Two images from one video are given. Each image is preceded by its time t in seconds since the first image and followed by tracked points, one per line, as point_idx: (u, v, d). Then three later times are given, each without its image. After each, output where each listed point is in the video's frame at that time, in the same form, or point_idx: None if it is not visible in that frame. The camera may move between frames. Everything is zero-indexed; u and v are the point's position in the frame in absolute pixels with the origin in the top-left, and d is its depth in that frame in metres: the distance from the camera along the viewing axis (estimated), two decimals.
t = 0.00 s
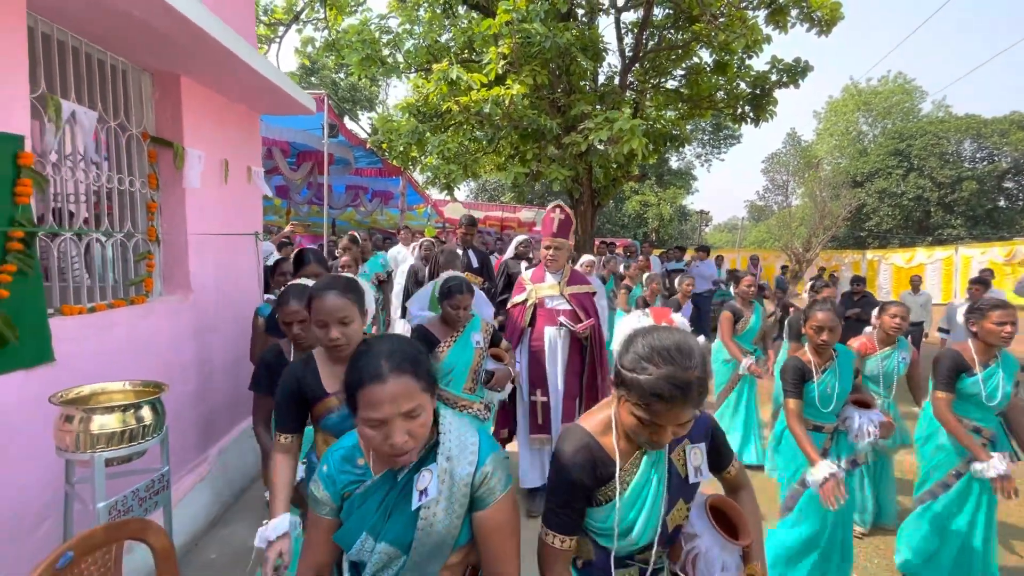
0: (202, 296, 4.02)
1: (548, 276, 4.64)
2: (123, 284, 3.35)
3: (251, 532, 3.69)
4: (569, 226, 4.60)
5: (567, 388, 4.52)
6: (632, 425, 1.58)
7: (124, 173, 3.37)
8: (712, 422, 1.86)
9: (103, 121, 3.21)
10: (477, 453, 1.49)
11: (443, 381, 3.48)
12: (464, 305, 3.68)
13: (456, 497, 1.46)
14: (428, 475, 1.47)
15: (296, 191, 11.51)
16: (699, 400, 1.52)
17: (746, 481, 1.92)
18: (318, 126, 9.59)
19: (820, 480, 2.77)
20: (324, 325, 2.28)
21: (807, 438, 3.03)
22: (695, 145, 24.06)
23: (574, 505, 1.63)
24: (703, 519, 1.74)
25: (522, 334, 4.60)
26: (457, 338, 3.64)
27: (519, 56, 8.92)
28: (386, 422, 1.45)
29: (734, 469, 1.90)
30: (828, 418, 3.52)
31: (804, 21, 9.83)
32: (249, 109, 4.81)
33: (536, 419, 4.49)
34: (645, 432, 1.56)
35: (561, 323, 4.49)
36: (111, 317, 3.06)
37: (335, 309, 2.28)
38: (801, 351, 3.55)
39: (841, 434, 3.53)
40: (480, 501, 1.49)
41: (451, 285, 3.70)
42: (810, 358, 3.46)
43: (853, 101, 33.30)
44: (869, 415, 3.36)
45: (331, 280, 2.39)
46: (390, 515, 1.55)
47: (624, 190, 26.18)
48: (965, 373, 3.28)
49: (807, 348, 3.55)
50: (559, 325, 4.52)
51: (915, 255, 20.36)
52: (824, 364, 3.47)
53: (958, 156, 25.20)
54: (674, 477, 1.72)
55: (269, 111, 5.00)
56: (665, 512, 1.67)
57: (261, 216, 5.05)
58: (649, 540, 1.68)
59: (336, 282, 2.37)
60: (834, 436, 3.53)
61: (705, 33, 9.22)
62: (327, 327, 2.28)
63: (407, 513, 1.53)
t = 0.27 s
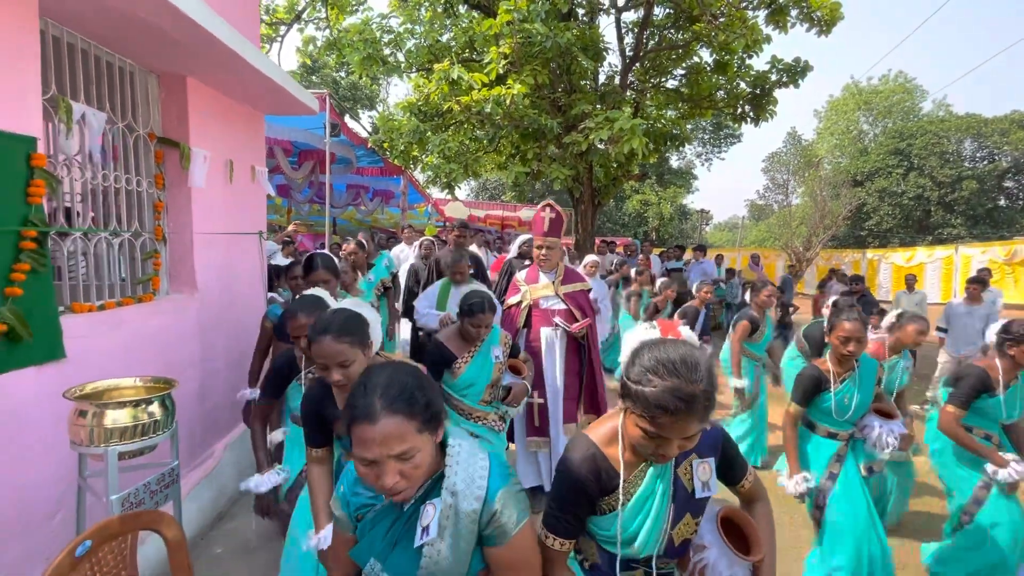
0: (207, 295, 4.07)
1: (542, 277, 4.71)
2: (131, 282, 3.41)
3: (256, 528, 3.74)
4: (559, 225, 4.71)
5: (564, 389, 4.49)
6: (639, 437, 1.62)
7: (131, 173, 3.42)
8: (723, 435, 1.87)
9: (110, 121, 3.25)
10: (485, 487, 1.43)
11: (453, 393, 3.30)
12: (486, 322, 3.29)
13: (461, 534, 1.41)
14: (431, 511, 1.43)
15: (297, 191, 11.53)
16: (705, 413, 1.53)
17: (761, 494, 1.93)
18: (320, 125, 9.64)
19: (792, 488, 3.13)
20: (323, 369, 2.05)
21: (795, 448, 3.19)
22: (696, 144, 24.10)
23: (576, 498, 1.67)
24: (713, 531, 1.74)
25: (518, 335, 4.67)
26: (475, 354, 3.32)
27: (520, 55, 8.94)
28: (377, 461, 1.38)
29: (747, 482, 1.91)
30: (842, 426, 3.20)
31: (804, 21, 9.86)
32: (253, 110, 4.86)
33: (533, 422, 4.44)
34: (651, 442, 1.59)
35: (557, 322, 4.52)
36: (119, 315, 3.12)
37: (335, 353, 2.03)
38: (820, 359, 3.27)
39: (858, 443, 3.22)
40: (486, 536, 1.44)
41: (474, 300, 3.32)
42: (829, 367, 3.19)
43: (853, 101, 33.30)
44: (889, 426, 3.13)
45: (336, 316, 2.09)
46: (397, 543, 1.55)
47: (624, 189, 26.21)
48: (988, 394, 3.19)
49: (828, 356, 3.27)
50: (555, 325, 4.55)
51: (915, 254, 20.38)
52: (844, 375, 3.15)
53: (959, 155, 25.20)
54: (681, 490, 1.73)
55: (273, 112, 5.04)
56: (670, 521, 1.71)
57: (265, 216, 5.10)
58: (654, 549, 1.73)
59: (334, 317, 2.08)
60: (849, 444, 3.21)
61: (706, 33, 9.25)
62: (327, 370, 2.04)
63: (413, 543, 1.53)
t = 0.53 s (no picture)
0: (214, 292, 4.15)
1: (542, 275, 4.77)
2: (140, 280, 3.48)
3: (262, 521, 3.80)
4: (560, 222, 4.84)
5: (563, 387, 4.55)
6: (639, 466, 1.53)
7: (141, 173, 3.50)
8: (727, 446, 1.79)
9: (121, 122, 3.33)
10: (459, 499, 1.32)
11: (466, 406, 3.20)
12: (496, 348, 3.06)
13: (438, 548, 1.30)
14: (404, 527, 1.32)
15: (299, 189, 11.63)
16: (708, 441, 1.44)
17: (766, 502, 1.87)
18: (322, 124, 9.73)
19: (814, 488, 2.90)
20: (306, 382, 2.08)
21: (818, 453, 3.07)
22: (696, 142, 24.17)
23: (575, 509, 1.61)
24: (712, 544, 1.65)
25: (518, 333, 4.76)
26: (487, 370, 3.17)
27: (521, 55, 8.98)
28: (343, 478, 1.27)
29: (752, 491, 1.84)
30: (863, 434, 3.15)
31: (803, 21, 9.92)
32: (258, 110, 4.92)
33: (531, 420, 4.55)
34: (650, 471, 1.51)
35: (555, 321, 4.60)
36: (130, 311, 3.19)
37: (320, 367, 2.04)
38: (843, 367, 3.19)
39: (876, 451, 3.22)
40: (466, 550, 1.32)
41: (486, 323, 3.04)
42: (853, 377, 3.12)
43: (854, 99, 33.34)
44: (912, 433, 3.12)
45: (323, 325, 2.11)
46: (374, 560, 1.42)
47: (625, 188, 26.28)
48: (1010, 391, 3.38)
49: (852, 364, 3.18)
50: (554, 323, 4.62)
51: (914, 253, 20.46)
52: (869, 385, 3.09)
53: (959, 155, 25.27)
54: (684, 508, 1.67)
55: (278, 112, 5.11)
56: (670, 538, 1.66)
57: (270, 215, 5.17)
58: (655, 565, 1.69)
59: (319, 331, 2.08)
60: (869, 453, 3.20)
61: (705, 33, 9.30)
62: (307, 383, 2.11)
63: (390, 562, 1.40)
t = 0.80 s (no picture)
0: (217, 290, 4.21)
1: (548, 274, 4.84)
2: (145, 277, 3.54)
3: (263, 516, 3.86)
4: (569, 223, 4.81)
5: (562, 385, 4.62)
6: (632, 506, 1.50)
7: (146, 172, 3.56)
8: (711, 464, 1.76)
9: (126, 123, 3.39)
10: (446, 494, 1.33)
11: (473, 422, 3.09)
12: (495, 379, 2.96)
13: (425, 543, 1.31)
14: (392, 525, 1.31)
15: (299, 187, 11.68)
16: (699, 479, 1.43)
17: (750, 512, 1.85)
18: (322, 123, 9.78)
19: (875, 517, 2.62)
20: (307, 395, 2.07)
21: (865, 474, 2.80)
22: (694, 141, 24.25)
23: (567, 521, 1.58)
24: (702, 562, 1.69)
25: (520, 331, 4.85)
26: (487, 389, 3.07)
27: (520, 54, 9.02)
28: (372, 470, 1.24)
29: (736, 504, 1.82)
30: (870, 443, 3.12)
31: (800, 21, 9.98)
32: (260, 110, 4.98)
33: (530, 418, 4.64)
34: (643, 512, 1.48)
35: (557, 320, 4.67)
36: (136, 309, 3.25)
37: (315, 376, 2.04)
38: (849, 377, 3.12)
39: (881, 459, 3.19)
40: (453, 546, 1.33)
41: (486, 353, 2.91)
42: (862, 388, 3.03)
43: (852, 98, 33.44)
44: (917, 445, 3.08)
45: (317, 334, 2.10)
46: (359, 561, 1.39)
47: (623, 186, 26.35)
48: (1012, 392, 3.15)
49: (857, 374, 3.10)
50: (555, 322, 4.70)
51: (911, 252, 20.57)
52: (875, 395, 3.06)
53: (955, 154, 25.40)
54: (672, 531, 1.65)
55: (279, 112, 5.16)
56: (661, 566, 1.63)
57: (271, 214, 5.23)
58: None
59: (315, 337, 2.09)
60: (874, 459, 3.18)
61: (703, 32, 9.35)
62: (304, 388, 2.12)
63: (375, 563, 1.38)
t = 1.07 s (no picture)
0: (218, 288, 4.25)
1: (560, 271, 4.87)
2: (147, 274, 3.58)
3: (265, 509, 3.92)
4: (581, 221, 4.76)
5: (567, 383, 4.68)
6: (642, 468, 1.51)
7: (148, 170, 3.59)
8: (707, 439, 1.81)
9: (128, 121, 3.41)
10: (463, 471, 1.39)
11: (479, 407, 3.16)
12: (504, 348, 3.04)
13: (444, 519, 1.37)
14: (411, 501, 1.37)
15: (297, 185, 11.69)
16: (704, 426, 1.49)
17: (748, 489, 1.88)
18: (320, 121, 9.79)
19: (870, 501, 2.61)
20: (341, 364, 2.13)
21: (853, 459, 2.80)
22: (692, 139, 24.28)
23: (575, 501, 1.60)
24: (694, 529, 1.72)
25: (529, 329, 4.85)
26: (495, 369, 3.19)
27: (518, 53, 9.03)
28: (395, 444, 1.28)
29: (734, 480, 1.85)
30: (870, 429, 3.18)
31: (798, 21, 10.02)
32: (260, 108, 5.01)
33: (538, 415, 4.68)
34: (657, 470, 1.49)
35: (567, 316, 4.70)
36: (139, 305, 3.29)
37: (339, 348, 2.13)
38: (853, 363, 3.17)
39: (883, 446, 3.31)
40: (470, 520, 1.39)
41: (495, 323, 2.99)
42: (865, 374, 3.09)
43: (849, 97, 33.50)
44: (915, 430, 3.18)
45: (335, 312, 2.20)
46: (379, 538, 1.44)
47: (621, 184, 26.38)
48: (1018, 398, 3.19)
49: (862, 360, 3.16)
50: (565, 318, 4.73)
51: (907, 251, 20.69)
52: (880, 381, 3.10)
53: (952, 153, 25.53)
54: (667, 500, 1.72)
55: (278, 110, 5.18)
56: (655, 530, 1.69)
57: (271, 211, 5.26)
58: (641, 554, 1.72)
59: (336, 316, 2.19)
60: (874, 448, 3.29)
61: (701, 31, 9.38)
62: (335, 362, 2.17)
63: (394, 538, 1.43)
